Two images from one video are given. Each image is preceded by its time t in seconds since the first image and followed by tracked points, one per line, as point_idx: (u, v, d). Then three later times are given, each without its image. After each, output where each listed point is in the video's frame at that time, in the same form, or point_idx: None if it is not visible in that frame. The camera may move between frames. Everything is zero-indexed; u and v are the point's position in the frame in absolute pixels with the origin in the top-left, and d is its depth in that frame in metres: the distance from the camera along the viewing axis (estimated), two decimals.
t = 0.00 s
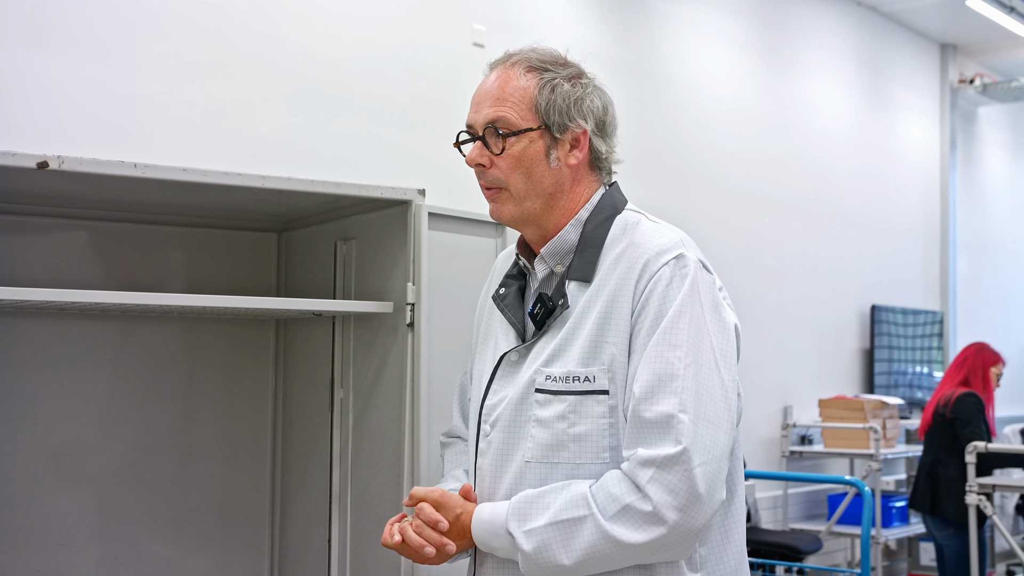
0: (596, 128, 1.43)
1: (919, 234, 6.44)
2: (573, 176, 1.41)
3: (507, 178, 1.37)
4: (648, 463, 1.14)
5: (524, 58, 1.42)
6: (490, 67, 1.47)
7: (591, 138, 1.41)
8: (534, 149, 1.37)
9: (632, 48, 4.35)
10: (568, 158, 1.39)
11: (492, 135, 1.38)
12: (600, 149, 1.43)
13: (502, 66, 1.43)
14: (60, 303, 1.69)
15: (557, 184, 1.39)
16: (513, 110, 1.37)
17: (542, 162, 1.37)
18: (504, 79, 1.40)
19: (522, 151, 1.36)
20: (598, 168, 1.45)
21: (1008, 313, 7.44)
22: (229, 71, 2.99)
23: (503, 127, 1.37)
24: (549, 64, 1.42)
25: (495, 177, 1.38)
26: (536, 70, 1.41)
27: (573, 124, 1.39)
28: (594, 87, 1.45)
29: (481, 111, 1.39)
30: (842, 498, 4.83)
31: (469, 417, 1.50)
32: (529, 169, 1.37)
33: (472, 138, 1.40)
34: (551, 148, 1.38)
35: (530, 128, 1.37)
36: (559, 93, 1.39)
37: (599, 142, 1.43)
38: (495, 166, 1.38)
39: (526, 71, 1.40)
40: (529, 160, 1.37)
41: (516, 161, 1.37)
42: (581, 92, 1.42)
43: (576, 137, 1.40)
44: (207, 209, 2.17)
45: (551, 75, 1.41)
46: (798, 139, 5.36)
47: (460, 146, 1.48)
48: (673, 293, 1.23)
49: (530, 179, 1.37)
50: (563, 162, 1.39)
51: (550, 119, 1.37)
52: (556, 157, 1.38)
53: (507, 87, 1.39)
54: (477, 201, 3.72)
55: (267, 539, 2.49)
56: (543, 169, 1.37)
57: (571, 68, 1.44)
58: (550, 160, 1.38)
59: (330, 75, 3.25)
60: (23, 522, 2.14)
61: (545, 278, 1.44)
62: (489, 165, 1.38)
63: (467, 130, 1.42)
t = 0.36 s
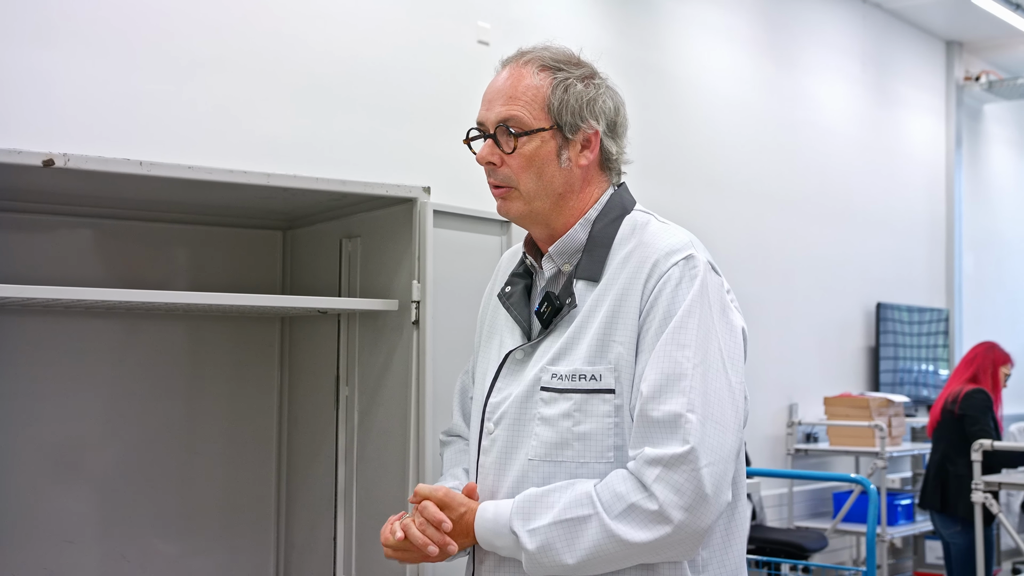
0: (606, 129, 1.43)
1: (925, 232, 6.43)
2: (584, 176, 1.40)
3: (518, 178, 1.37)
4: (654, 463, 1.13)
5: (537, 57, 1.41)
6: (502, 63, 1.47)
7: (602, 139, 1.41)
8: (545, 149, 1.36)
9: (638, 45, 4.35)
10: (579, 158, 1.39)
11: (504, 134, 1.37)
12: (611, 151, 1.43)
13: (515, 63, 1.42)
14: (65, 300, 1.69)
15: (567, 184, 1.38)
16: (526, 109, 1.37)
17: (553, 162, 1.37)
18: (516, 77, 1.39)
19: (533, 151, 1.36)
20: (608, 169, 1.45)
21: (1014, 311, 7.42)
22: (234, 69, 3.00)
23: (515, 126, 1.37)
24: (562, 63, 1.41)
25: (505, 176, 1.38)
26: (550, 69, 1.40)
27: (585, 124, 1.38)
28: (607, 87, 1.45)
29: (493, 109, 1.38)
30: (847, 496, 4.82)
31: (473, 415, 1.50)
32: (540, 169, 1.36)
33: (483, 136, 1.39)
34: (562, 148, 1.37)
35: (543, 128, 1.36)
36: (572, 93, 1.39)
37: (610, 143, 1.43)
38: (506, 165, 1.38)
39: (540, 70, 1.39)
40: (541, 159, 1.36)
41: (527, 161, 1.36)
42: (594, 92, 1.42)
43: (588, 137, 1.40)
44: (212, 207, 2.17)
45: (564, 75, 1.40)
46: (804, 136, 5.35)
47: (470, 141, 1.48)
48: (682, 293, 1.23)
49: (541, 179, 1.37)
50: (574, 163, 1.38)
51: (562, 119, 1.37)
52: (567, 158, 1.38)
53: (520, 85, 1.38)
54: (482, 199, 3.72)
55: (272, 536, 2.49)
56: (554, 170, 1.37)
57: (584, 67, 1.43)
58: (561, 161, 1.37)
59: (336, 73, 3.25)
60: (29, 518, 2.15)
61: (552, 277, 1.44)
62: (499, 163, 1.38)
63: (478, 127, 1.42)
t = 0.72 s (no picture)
0: (608, 127, 1.43)
1: (927, 232, 6.42)
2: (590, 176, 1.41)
3: (530, 184, 1.35)
4: (656, 461, 1.13)
5: (539, 59, 1.39)
6: (498, 65, 1.43)
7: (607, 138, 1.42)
8: (557, 153, 1.36)
9: (639, 44, 4.34)
10: (586, 158, 1.40)
11: (513, 139, 1.35)
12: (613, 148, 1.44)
13: (514, 65, 1.39)
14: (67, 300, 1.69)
15: (576, 185, 1.39)
16: (536, 114, 1.35)
17: (564, 165, 1.37)
18: (519, 81, 1.37)
19: (545, 155, 1.35)
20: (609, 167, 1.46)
21: (1016, 311, 7.42)
22: (236, 68, 3.00)
23: (525, 132, 1.35)
24: (563, 64, 1.40)
25: (516, 183, 1.36)
26: (552, 71, 1.38)
27: (592, 125, 1.39)
28: (604, 85, 1.45)
29: (500, 114, 1.36)
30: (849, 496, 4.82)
31: (474, 415, 1.50)
32: (551, 173, 1.36)
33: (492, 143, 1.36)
34: (571, 150, 1.37)
35: (552, 131, 1.35)
36: (578, 94, 1.38)
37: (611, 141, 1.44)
38: (517, 171, 1.36)
39: (543, 72, 1.37)
40: (552, 163, 1.36)
41: (539, 166, 1.35)
42: (596, 91, 1.42)
43: (593, 137, 1.40)
44: (214, 206, 2.17)
45: (568, 76, 1.39)
46: (805, 136, 5.34)
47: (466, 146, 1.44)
48: (679, 290, 1.23)
49: (553, 183, 1.36)
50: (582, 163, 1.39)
51: (571, 121, 1.37)
52: (576, 159, 1.38)
53: (526, 89, 1.36)
54: (483, 199, 3.72)
55: (274, 536, 2.50)
56: (564, 172, 1.37)
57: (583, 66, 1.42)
58: (571, 163, 1.37)
59: (337, 72, 3.26)
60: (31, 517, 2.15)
61: (552, 277, 1.45)
62: (510, 171, 1.35)
63: (482, 132, 1.38)
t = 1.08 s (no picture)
0: (595, 124, 1.43)
1: (927, 230, 6.42)
2: (572, 173, 1.40)
3: (505, 174, 1.37)
4: (655, 462, 1.13)
5: (525, 53, 1.41)
6: (490, 60, 1.47)
7: (591, 134, 1.41)
8: (533, 145, 1.36)
9: (638, 43, 4.34)
10: (567, 154, 1.38)
11: (491, 131, 1.37)
12: (599, 146, 1.43)
13: (502, 59, 1.42)
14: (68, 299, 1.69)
15: (556, 180, 1.38)
16: (513, 106, 1.37)
17: (541, 158, 1.37)
18: (503, 73, 1.39)
19: (520, 147, 1.36)
20: (597, 165, 1.44)
21: (1015, 310, 7.42)
22: (235, 67, 3.00)
23: (502, 122, 1.37)
24: (549, 59, 1.41)
25: (492, 172, 1.38)
26: (537, 65, 1.40)
27: (573, 120, 1.38)
28: (594, 83, 1.45)
29: (480, 105, 1.38)
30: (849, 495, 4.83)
31: (472, 415, 1.50)
32: (527, 165, 1.36)
33: (471, 133, 1.40)
34: (550, 144, 1.37)
35: (529, 124, 1.36)
36: (560, 88, 1.38)
37: (598, 139, 1.43)
38: (493, 161, 1.38)
39: (527, 66, 1.40)
40: (528, 155, 1.36)
41: (514, 157, 1.36)
42: (581, 87, 1.41)
43: (576, 133, 1.39)
44: (212, 205, 2.17)
45: (552, 70, 1.40)
46: (805, 134, 5.34)
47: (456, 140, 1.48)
48: (674, 289, 1.23)
49: (528, 175, 1.36)
50: (562, 158, 1.38)
51: (550, 115, 1.37)
52: (554, 154, 1.37)
53: (506, 80, 1.38)
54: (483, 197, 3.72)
55: (275, 535, 2.50)
56: (541, 166, 1.37)
57: (572, 63, 1.43)
58: (549, 157, 1.37)
59: (337, 71, 3.26)
60: (32, 516, 2.15)
61: (545, 276, 1.44)
62: (487, 160, 1.38)
63: (466, 123, 1.42)
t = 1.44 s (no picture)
0: (600, 123, 1.43)
1: (927, 230, 6.41)
2: (576, 171, 1.40)
3: (510, 172, 1.37)
4: (653, 458, 1.13)
5: (529, 52, 1.41)
6: (494, 59, 1.47)
7: (595, 132, 1.40)
8: (537, 143, 1.36)
9: (638, 43, 4.34)
10: (571, 152, 1.38)
11: (495, 130, 1.37)
12: (604, 145, 1.43)
13: (506, 59, 1.43)
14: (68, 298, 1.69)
15: (559, 178, 1.38)
16: (517, 105, 1.37)
17: (545, 156, 1.37)
18: (507, 72, 1.39)
19: (524, 145, 1.36)
20: (601, 164, 1.44)
21: (1016, 310, 7.41)
22: (236, 66, 3.00)
23: (506, 121, 1.37)
24: (554, 58, 1.41)
25: (497, 170, 1.38)
26: (541, 65, 1.40)
27: (577, 118, 1.38)
28: (598, 82, 1.45)
29: (484, 104, 1.38)
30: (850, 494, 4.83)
31: (475, 412, 1.51)
32: (531, 163, 1.36)
33: (475, 132, 1.40)
34: (554, 143, 1.37)
35: (533, 122, 1.36)
36: (564, 88, 1.38)
37: (602, 138, 1.42)
38: (498, 159, 1.38)
39: (531, 65, 1.40)
40: (532, 154, 1.36)
41: (518, 155, 1.36)
42: (585, 86, 1.41)
43: (580, 132, 1.39)
44: (213, 204, 2.17)
45: (556, 70, 1.40)
46: (805, 134, 5.33)
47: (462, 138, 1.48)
48: (676, 287, 1.23)
49: (532, 173, 1.36)
50: (566, 157, 1.38)
51: (553, 114, 1.37)
52: (559, 152, 1.37)
53: (510, 80, 1.38)
54: (483, 197, 3.72)
55: (275, 535, 2.49)
56: (545, 164, 1.37)
57: (576, 62, 1.43)
58: (553, 155, 1.37)
59: (338, 71, 3.26)
60: (32, 516, 2.15)
61: (548, 274, 1.44)
62: (491, 159, 1.38)
63: (470, 123, 1.42)
